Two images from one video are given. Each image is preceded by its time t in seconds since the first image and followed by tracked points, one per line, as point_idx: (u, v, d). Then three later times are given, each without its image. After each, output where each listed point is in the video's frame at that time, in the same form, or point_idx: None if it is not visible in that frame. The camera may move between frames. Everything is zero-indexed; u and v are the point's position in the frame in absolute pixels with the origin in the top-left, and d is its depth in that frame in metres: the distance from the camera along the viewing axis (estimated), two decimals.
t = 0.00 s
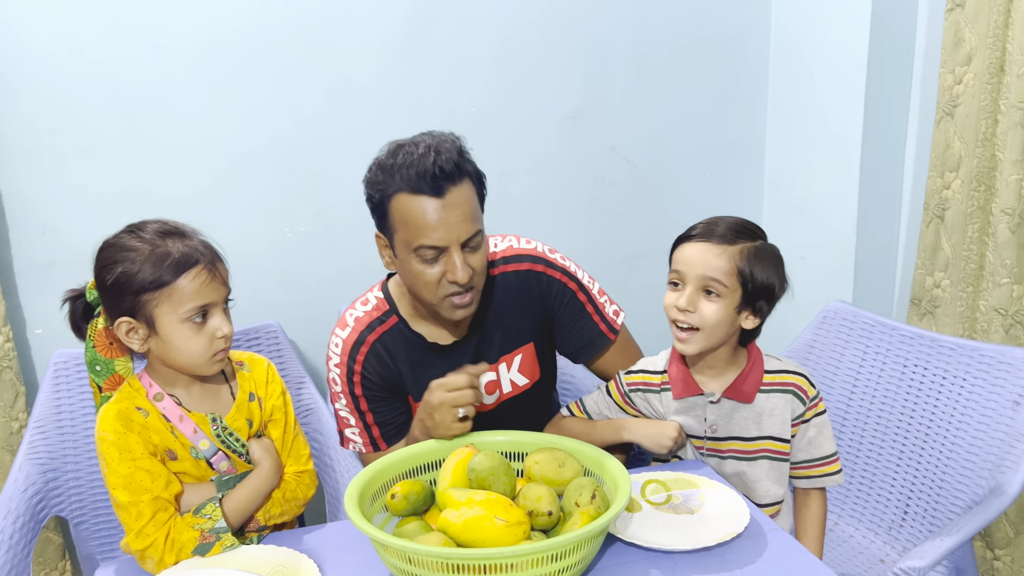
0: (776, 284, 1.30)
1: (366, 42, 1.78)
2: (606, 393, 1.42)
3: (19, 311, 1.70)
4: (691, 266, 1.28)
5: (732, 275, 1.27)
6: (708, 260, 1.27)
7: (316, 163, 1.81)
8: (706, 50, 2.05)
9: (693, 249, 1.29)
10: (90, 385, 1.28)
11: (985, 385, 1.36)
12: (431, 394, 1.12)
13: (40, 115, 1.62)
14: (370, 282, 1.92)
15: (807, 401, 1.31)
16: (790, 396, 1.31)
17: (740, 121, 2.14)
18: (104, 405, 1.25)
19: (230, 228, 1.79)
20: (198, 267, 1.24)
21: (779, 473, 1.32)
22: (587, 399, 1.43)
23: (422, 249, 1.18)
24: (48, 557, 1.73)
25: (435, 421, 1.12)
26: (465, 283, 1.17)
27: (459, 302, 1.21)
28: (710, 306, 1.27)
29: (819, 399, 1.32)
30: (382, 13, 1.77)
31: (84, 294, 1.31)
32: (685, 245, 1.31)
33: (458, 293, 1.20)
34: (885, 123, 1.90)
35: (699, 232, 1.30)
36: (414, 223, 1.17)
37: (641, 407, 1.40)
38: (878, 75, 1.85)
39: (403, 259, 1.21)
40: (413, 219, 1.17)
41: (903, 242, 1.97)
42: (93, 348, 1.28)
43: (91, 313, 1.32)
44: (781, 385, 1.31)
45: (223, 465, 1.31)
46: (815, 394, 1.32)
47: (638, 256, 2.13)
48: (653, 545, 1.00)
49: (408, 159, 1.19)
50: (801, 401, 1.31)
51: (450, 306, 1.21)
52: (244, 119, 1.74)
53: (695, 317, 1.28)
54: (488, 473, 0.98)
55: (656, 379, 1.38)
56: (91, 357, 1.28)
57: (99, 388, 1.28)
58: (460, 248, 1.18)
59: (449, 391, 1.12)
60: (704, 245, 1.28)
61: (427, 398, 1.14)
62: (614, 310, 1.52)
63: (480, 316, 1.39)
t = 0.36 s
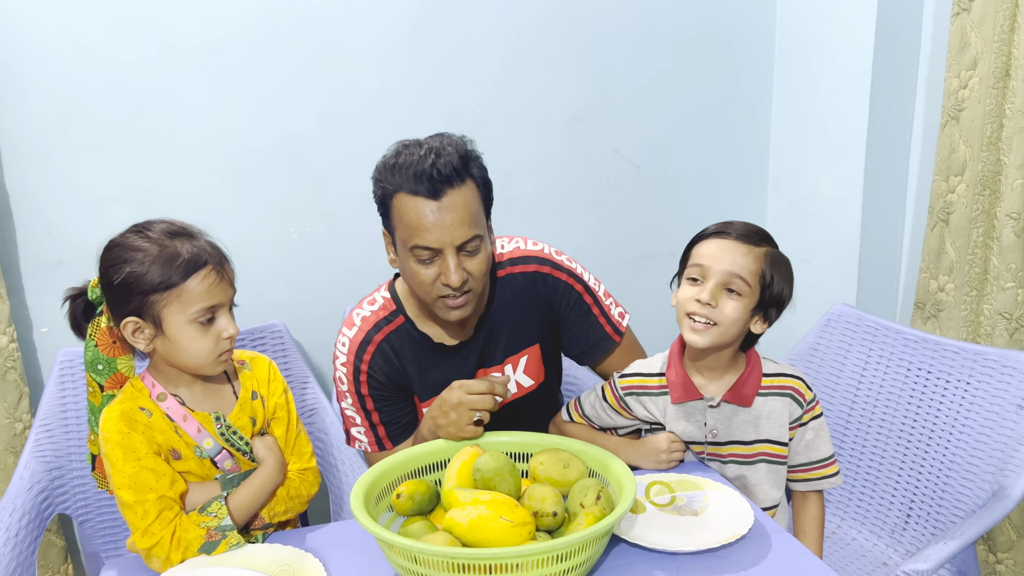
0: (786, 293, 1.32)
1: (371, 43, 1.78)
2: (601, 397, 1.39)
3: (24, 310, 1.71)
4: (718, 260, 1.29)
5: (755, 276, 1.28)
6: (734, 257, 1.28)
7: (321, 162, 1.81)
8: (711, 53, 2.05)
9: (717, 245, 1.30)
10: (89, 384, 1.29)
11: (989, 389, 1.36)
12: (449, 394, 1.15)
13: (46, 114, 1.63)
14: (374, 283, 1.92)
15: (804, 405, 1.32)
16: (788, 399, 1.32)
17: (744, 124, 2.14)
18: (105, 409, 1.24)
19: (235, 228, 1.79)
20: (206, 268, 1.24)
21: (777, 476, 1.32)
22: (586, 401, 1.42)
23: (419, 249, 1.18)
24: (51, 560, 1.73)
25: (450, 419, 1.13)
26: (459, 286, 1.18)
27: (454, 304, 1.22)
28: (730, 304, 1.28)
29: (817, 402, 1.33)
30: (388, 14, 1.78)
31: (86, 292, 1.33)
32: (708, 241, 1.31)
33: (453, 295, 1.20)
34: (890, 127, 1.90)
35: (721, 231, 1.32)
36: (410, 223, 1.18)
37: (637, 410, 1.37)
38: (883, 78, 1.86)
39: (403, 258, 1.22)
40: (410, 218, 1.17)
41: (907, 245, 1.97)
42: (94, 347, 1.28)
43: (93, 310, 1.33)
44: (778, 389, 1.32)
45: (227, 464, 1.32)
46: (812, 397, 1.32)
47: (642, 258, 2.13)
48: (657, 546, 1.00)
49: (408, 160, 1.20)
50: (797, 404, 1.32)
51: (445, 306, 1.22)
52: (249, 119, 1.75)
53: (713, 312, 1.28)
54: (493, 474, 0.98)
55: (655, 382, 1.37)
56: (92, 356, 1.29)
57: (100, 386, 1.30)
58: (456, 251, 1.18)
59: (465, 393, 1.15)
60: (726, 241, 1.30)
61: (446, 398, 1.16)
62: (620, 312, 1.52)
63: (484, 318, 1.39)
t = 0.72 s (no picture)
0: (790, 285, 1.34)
1: (378, 42, 1.78)
2: (612, 403, 1.38)
3: (29, 307, 1.71)
4: (722, 267, 1.28)
5: (761, 278, 1.29)
6: (739, 262, 1.28)
7: (328, 161, 1.81)
8: (718, 54, 2.05)
9: (719, 251, 1.29)
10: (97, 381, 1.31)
11: (996, 391, 1.36)
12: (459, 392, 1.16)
13: (54, 111, 1.63)
14: (381, 282, 1.92)
15: (805, 390, 1.37)
16: (791, 387, 1.36)
17: (750, 125, 2.14)
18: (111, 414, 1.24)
19: (241, 227, 1.79)
20: (209, 268, 1.23)
21: (785, 465, 1.35)
22: (598, 412, 1.40)
23: (420, 235, 1.18)
24: (55, 558, 1.73)
25: (458, 420, 1.13)
26: (461, 271, 1.18)
27: (458, 293, 1.22)
28: (741, 309, 1.28)
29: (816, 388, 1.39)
30: (395, 13, 1.78)
31: (91, 291, 1.33)
32: (709, 246, 1.31)
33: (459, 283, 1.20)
34: (898, 129, 1.89)
35: (716, 235, 1.31)
36: (411, 210, 1.18)
37: (648, 411, 1.36)
38: (891, 80, 1.85)
39: (405, 247, 1.23)
40: (410, 205, 1.18)
41: (915, 247, 1.97)
42: (100, 346, 1.30)
43: (99, 309, 1.33)
44: (782, 379, 1.36)
45: (234, 464, 1.31)
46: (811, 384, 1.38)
47: (648, 259, 2.13)
48: (664, 547, 1.00)
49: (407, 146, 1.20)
50: (799, 390, 1.37)
51: (449, 295, 1.22)
52: (256, 117, 1.75)
53: (726, 320, 1.27)
54: (500, 474, 0.98)
55: (665, 379, 1.36)
56: (98, 356, 1.30)
57: (106, 385, 1.31)
58: (457, 235, 1.18)
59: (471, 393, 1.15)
60: (727, 247, 1.29)
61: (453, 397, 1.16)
62: (626, 311, 1.52)
63: (490, 316, 1.38)
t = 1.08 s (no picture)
0: (791, 265, 1.33)
1: (385, 42, 1.79)
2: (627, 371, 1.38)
3: (35, 304, 1.72)
4: (712, 276, 1.28)
5: (749, 281, 1.28)
6: (727, 270, 1.28)
7: (334, 160, 1.82)
8: (724, 54, 2.05)
9: (708, 259, 1.29)
10: (105, 380, 1.25)
11: (1000, 392, 1.36)
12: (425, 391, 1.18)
13: (61, 109, 1.64)
14: (385, 280, 1.93)
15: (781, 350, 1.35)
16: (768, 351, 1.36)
17: (756, 125, 2.14)
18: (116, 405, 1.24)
19: (246, 225, 1.80)
20: (214, 267, 1.24)
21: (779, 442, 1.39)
22: (616, 392, 1.36)
23: (484, 244, 1.21)
24: (59, 553, 1.73)
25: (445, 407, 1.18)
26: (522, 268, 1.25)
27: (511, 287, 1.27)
28: (735, 313, 1.30)
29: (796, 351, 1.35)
30: (402, 12, 1.78)
31: (101, 287, 1.30)
32: (699, 254, 1.30)
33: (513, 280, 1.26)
34: (903, 130, 1.89)
35: (709, 241, 1.30)
36: (472, 218, 1.19)
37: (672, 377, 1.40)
38: (897, 81, 1.85)
39: (457, 257, 1.23)
40: (470, 216, 1.19)
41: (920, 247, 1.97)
42: (108, 344, 1.25)
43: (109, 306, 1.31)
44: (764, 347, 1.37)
45: (240, 462, 1.32)
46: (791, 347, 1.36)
47: (652, 258, 2.13)
48: (673, 549, 1.00)
49: (462, 153, 1.21)
50: (775, 353, 1.35)
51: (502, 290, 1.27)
52: (262, 116, 1.75)
53: (722, 325, 1.30)
54: (505, 472, 0.99)
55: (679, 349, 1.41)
56: (106, 353, 1.25)
57: (113, 382, 1.26)
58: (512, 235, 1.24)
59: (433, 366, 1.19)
60: (716, 254, 1.28)
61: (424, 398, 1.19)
62: (628, 310, 1.53)
63: (494, 316, 1.40)
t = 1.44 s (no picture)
0: (787, 273, 1.33)
1: (388, 42, 1.79)
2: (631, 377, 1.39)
3: (38, 303, 1.72)
4: (702, 272, 1.30)
5: (741, 279, 1.29)
6: (719, 266, 1.29)
7: (338, 161, 1.82)
8: (726, 55, 2.05)
9: (702, 254, 1.30)
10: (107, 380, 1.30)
11: (1002, 393, 1.36)
12: (455, 392, 1.17)
13: (65, 109, 1.64)
14: (387, 280, 1.93)
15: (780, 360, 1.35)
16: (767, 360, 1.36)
17: (758, 127, 2.14)
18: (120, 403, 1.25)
19: (249, 225, 1.80)
20: (212, 263, 1.24)
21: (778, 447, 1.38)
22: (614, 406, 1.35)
23: (500, 248, 1.24)
24: (61, 552, 1.74)
25: (460, 418, 1.15)
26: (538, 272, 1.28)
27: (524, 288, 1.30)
28: (724, 311, 1.30)
29: (795, 361, 1.35)
30: (405, 13, 1.79)
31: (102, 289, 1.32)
32: (695, 250, 1.32)
33: (525, 281, 1.29)
34: (906, 131, 1.90)
35: (707, 237, 1.31)
36: (487, 222, 1.22)
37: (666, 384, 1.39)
38: (899, 82, 1.86)
39: (470, 262, 1.25)
40: (488, 220, 1.22)
41: (922, 249, 1.97)
42: (110, 344, 1.28)
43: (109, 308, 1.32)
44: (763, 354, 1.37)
45: (241, 461, 1.32)
46: (791, 356, 1.35)
47: (654, 259, 2.13)
48: (678, 551, 1.00)
49: (475, 156, 1.22)
50: (775, 361, 1.35)
51: (515, 292, 1.29)
52: (265, 115, 1.75)
53: (711, 322, 1.31)
54: (507, 472, 0.99)
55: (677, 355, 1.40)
56: (107, 353, 1.29)
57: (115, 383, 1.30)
58: (526, 239, 1.27)
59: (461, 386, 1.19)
60: (711, 250, 1.30)
61: (451, 400, 1.18)
62: (632, 310, 1.53)
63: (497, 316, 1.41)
